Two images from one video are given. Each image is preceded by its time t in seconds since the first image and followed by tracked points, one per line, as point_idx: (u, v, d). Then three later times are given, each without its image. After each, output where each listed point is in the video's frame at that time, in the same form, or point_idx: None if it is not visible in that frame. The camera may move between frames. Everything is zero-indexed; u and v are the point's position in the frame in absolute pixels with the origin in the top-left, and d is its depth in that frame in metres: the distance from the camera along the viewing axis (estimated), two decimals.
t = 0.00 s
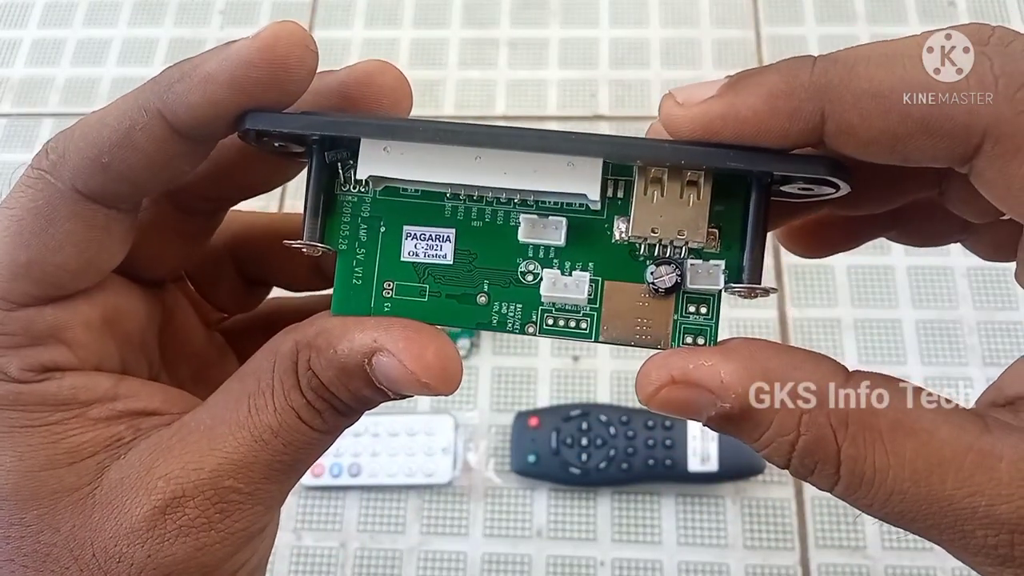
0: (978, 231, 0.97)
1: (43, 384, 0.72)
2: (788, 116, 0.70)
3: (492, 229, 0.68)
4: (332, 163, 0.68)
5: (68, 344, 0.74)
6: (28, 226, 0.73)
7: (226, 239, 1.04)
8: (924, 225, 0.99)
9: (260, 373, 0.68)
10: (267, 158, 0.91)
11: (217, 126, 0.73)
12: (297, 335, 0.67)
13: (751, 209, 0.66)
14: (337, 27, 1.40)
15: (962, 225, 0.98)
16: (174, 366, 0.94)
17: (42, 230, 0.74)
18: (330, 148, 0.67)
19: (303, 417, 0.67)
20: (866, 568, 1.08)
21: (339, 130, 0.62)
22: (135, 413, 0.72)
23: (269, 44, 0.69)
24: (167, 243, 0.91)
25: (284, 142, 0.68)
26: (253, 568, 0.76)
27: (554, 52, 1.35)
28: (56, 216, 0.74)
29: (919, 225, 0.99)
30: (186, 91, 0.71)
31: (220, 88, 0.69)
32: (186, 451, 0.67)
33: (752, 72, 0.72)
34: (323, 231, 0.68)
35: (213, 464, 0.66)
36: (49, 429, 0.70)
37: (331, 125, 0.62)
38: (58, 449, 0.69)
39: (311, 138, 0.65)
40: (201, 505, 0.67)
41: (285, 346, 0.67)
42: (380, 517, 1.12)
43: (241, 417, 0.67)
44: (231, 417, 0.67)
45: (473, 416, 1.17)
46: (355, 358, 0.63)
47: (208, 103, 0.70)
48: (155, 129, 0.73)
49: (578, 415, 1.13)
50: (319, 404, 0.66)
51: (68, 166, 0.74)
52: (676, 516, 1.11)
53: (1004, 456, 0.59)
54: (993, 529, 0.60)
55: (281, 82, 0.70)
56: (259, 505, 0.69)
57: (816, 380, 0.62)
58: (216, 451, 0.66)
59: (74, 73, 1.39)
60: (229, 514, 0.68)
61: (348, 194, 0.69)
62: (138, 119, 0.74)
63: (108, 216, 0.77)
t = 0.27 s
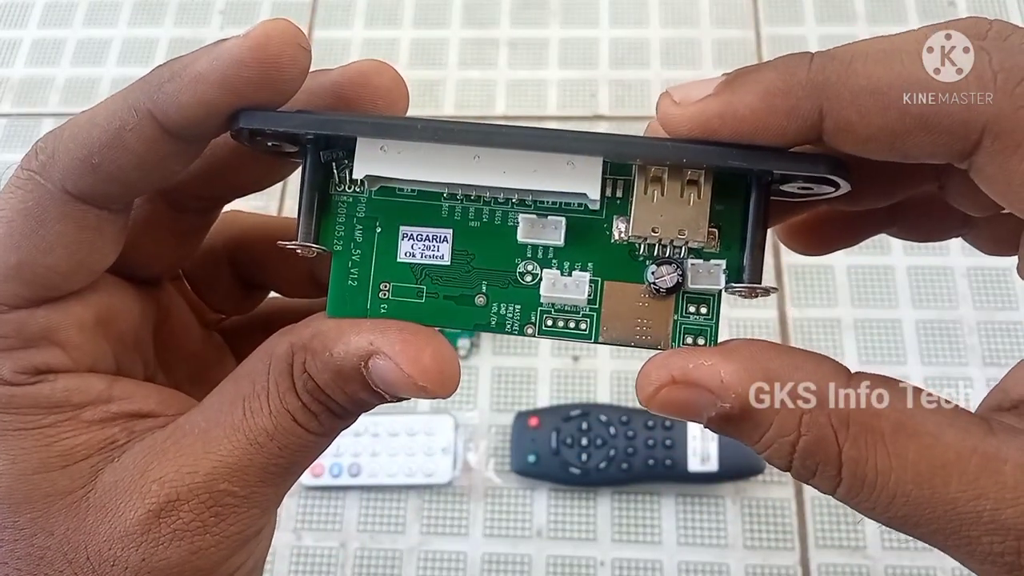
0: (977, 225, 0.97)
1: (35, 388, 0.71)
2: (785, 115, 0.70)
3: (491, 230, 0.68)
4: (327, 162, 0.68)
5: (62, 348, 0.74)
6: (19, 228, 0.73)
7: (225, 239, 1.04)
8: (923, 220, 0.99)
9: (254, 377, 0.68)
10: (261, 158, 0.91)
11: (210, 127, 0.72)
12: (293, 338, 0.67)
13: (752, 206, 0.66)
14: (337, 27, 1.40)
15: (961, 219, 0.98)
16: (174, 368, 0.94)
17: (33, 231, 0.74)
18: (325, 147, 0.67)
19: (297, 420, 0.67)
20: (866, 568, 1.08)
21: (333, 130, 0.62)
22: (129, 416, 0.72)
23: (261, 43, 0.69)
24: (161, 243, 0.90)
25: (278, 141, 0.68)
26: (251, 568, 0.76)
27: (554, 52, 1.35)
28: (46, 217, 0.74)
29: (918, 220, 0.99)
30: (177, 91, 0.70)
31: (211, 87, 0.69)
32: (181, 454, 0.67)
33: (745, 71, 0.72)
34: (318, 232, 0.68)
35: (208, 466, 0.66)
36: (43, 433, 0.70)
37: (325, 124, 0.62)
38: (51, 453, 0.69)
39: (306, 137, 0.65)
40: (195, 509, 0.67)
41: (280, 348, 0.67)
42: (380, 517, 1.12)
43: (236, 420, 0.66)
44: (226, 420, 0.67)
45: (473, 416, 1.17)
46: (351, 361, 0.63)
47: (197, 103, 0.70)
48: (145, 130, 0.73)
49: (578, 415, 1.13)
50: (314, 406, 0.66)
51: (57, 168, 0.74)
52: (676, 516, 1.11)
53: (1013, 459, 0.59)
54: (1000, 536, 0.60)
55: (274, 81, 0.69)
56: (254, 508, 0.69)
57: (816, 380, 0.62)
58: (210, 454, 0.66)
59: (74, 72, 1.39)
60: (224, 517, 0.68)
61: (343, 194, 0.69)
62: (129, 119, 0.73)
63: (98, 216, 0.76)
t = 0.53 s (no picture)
0: (990, 217, 0.97)
1: (26, 394, 0.72)
2: (784, 112, 0.70)
3: (487, 232, 0.68)
4: (320, 166, 0.68)
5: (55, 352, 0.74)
6: (11, 232, 0.73)
7: (224, 244, 1.05)
8: (934, 214, 0.99)
9: (250, 380, 0.68)
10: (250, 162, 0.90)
11: (204, 129, 0.72)
12: (288, 343, 0.67)
13: (754, 206, 0.66)
14: (337, 27, 1.40)
15: (971, 213, 0.98)
16: (169, 368, 0.94)
17: (24, 235, 0.74)
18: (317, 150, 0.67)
19: (293, 427, 0.67)
20: (866, 568, 1.08)
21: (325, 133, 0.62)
22: (124, 421, 0.72)
23: (252, 46, 0.68)
24: (156, 244, 0.90)
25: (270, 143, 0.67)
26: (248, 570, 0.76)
27: (554, 52, 1.35)
28: (36, 222, 0.74)
29: (929, 214, 0.99)
30: (166, 94, 0.70)
31: (202, 90, 0.68)
32: (176, 460, 0.67)
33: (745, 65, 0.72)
34: (312, 236, 0.68)
35: (203, 473, 0.66)
36: (36, 439, 0.70)
37: (317, 127, 0.62)
38: (46, 458, 0.70)
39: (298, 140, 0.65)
40: (191, 516, 0.67)
41: (275, 352, 0.68)
42: (380, 517, 1.12)
43: (231, 427, 0.67)
44: (222, 426, 0.67)
45: (473, 416, 1.17)
46: (345, 368, 0.64)
47: (188, 106, 0.69)
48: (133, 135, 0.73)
49: (578, 415, 1.13)
50: (309, 413, 0.67)
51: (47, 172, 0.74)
52: (676, 516, 1.11)
53: (1022, 467, 0.59)
54: (1010, 546, 0.60)
55: (265, 85, 0.68)
56: (250, 514, 0.70)
57: (815, 380, 0.62)
58: (205, 461, 0.66)
59: (74, 72, 1.39)
60: (220, 525, 0.68)
61: (336, 197, 0.69)
62: (119, 123, 0.73)
63: (90, 219, 0.76)
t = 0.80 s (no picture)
0: (990, 214, 0.96)
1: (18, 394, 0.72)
2: (772, 117, 0.70)
3: (479, 234, 0.68)
4: (310, 167, 0.68)
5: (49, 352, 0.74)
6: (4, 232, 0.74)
7: (216, 247, 1.04)
8: (933, 210, 0.98)
9: (242, 380, 0.68)
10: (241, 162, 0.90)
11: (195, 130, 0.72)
12: (279, 343, 0.66)
13: (745, 205, 0.66)
14: (337, 27, 1.40)
15: (970, 209, 0.97)
16: (163, 369, 0.95)
17: (16, 237, 0.74)
18: (307, 153, 0.67)
19: (284, 425, 0.67)
20: (866, 569, 1.08)
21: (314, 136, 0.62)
22: (116, 420, 0.72)
23: (244, 49, 0.68)
24: (149, 245, 0.91)
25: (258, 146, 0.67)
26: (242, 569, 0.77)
27: (554, 52, 1.35)
28: (28, 223, 0.74)
29: (928, 210, 0.98)
30: (156, 97, 0.70)
31: (192, 93, 0.68)
32: (169, 459, 0.67)
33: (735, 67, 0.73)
34: (303, 238, 0.68)
35: (196, 471, 0.66)
36: (29, 437, 0.70)
37: (304, 130, 0.62)
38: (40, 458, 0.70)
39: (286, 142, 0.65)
40: (184, 515, 0.67)
41: (267, 353, 0.67)
42: (380, 517, 1.12)
43: (224, 426, 0.67)
44: (214, 426, 0.67)
45: (473, 416, 1.17)
46: (337, 367, 0.63)
47: (179, 108, 0.69)
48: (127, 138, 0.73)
49: (578, 415, 1.14)
50: (300, 411, 0.67)
51: (38, 173, 0.74)
52: (676, 516, 1.11)
53: (1010, 469, 0.59)
54: (998, 548, 0.60)
55: (256, 89, 0.68)
56: (242, 512, 0.70)
57: (816, 380, 0.62)
58: (198, 460, 0.66)
59: (74, 72, 1.39)
60: (213, 523, 0.68)
61: (327, 198, 0.69)
62: (108, 125, 0.73)
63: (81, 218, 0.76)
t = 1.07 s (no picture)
0: (974, 215, 0.96)
1: None
2: (758, 118, 0.70)
3: (469, 233, 0.68)
4: (296, 168, 0.67)
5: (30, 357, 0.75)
6: None
7: (202, 244, 1.04)
8: (919, 214, 0.99)
9: (229, 384, 0.68)
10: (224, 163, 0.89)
11: (174, 132, 0.72)
12: (266, 347, 0.67)
13: (730, 205, 0.66)
14: (337, 27, 1.40)
15: (956, 211, 0.98)
16: (150, 370, 0.95)
17: None
18: (293, 154, 0.66)
19: (272, 431, 0.67)
20: (866, 568, 1.08)
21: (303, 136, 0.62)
22: (99, 425, 0.72)
23: (224, 49, 0.68)
24: (131, 248, 0.90)
25: (241, 146, 0.66)
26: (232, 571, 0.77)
27: (554, 52, 1.35)
28: (6, 228, 0.74)
29: (914, 214, 0.99)
30: (135, 99, 0.70)
31: (171, 93, 0.68)
32: (155, 465, 0.67)
33: (725, 68, 0.73)
34: (289, 241, 0.68)
35: (182, 479, 0.66)
36: (12, 445, 0.70)
37: (293, 130, 0.62)
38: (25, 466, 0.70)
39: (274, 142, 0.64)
40: (171, 522, 0.67)
41: (255, 356, 0.67)
42: (380, 517, 1.12)
43: (210, 432, 0.67)
44: (200, 431, 0.67)
45: (473, 416, 1.17)
46: (325, 372, 0.63)
47: (158, 110, 0.69)
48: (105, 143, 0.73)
49: (578, 415, 1.13)
50: (288, 416, 0.67)
51: (19, 177, 0.74)
52: (676, 516, 1.11)
53: (989, 458, 0.59)
54: (978, 535, 0.60)
55: (236, 87, 0.68)
56: (231, 517, 0.70)
57: (816, 380, 0.62)
58: (185, 466, 0.66)
59: (74, 73, 1.39)
60: (201, 528, 0.69)
61: (314, 200, 0.68)
62: (88, 128, 0.73)
63: (60, 222, 0.76)
